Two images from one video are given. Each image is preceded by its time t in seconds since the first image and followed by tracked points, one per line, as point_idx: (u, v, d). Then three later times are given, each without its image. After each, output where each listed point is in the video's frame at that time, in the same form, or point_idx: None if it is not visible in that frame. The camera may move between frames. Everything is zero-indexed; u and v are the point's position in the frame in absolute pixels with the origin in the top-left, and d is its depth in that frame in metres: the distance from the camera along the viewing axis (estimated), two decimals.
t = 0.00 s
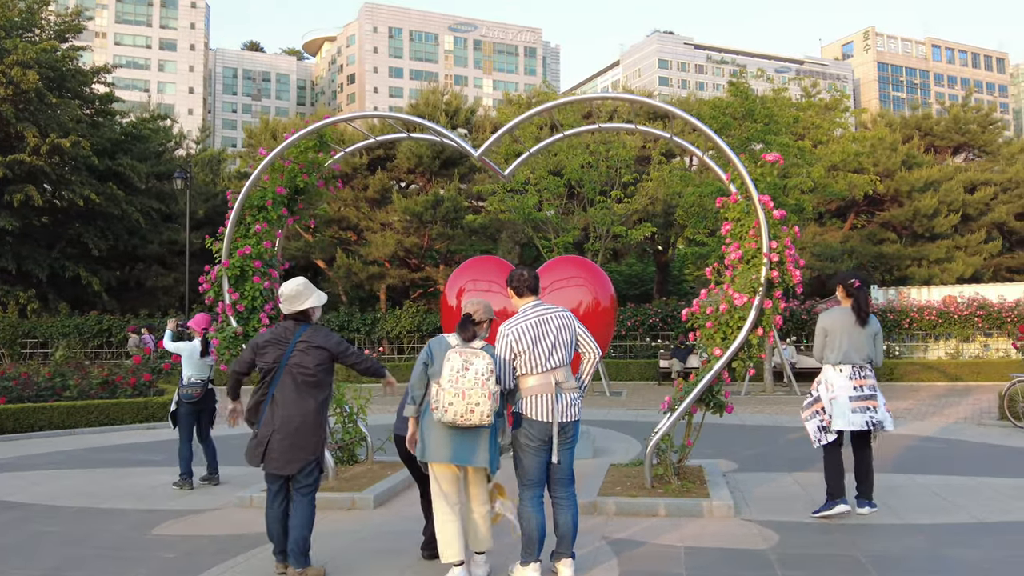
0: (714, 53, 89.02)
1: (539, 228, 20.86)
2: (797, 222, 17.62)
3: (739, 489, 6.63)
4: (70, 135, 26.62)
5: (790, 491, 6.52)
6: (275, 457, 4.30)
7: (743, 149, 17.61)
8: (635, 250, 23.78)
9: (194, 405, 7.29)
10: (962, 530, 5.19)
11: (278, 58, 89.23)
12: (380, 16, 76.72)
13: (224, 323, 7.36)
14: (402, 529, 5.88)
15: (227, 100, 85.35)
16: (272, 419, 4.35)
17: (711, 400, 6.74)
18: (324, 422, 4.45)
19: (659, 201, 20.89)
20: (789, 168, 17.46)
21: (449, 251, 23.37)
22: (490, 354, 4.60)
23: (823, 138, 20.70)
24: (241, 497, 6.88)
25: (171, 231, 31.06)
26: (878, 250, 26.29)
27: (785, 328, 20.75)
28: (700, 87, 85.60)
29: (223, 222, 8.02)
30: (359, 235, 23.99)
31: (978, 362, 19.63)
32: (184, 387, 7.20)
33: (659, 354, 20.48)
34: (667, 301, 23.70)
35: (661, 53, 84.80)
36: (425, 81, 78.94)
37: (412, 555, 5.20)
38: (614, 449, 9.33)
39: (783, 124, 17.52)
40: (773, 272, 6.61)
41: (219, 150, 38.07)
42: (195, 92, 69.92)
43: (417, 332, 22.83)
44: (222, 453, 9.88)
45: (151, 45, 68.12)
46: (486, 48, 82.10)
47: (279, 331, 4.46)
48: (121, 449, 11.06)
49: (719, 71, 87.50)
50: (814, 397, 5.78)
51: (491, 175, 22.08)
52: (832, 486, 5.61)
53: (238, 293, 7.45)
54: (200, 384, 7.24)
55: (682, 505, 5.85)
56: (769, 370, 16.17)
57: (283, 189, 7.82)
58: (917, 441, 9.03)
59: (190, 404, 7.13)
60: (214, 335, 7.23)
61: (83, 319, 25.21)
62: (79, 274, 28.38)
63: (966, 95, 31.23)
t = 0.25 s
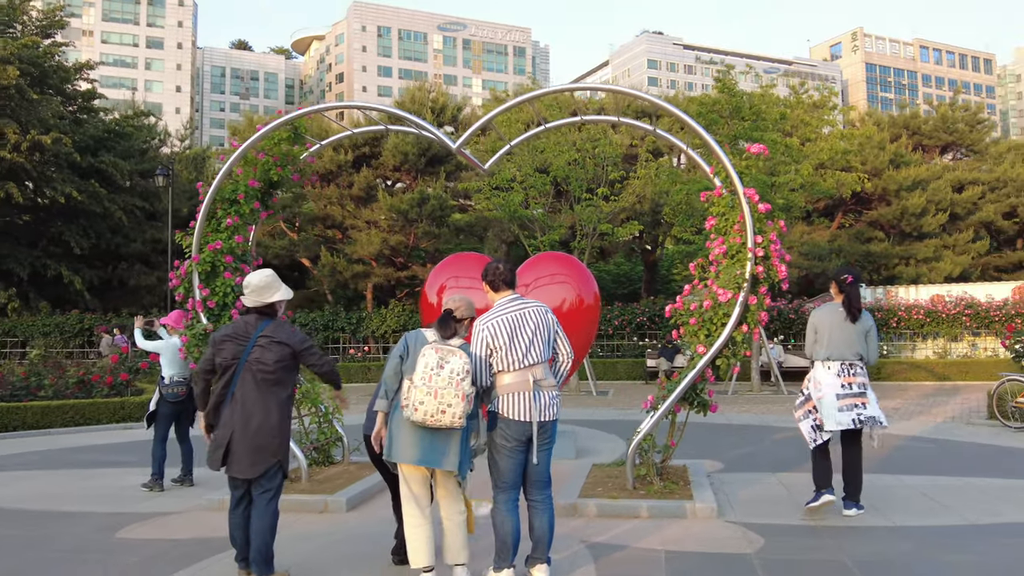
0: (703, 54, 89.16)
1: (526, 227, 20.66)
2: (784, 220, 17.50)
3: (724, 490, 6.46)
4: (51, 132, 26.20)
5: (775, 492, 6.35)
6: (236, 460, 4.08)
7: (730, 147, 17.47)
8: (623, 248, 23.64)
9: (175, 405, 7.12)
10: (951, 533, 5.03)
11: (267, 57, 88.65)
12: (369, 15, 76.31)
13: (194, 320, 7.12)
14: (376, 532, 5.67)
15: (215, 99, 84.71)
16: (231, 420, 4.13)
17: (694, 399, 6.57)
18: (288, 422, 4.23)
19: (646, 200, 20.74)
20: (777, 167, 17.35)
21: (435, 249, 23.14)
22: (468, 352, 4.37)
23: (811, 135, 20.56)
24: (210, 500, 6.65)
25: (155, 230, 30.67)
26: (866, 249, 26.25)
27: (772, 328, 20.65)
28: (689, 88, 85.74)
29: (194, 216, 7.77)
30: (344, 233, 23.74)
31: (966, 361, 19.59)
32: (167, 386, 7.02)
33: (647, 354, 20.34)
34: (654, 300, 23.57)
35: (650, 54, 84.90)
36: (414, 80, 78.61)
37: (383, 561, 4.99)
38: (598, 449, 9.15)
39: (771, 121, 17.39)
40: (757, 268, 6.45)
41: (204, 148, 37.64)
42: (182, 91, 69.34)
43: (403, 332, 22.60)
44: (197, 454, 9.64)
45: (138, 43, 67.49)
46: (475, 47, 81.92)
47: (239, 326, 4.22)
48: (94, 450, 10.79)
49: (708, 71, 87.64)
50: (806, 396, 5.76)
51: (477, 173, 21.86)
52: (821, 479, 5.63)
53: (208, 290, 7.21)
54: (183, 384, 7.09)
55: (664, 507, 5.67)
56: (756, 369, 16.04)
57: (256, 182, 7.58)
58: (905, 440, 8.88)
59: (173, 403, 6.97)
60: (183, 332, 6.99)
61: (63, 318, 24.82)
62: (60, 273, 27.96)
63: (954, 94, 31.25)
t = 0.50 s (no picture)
0: (693, 54, 89.27)
1: (513, 227, 20.48)
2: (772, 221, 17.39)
3: (709, 499, 6.29)
4: (33, 131, 25.81)
5: (761, 501, 6.19)
6: (194, 476, 3.87)
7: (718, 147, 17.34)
8: (611, 249, 23.50)
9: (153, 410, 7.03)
10: (941, 544, 4.88)
11: (255, 56, 88.08)
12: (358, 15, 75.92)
13: (163, 325, 6.90)
14: (349, 546, 5.47)
15: (203, 99, 84.08)
16: (189, 434, 3.91)
17: (678, 405, 6.39)
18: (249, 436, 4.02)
19: (634, 200, 20.59)
20: (764, 167, 17.24)
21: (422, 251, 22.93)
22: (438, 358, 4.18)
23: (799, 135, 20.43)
24: (179, 511, 6.43)
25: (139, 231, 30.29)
26: (855, 249, 26.20)
27: (760, 329, 20.55)
28: (679, 88, 85.82)
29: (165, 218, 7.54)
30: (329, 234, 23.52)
31: (955, 362, 19.54)
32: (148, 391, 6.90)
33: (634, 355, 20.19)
34: (642, 301, 23.43)
35: (640, 54, 84.92)
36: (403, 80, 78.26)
37: None
38: (582, 455, 8.97)
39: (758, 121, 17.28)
40: (742, 270, 6.28)
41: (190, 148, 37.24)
42: (170, 91, 68.77)
43: (389, 334, 22.37)
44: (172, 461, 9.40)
45: (125, 43, 66.85)
46: (465, 47, 81.74)
47: (199, 333, 3.99)
48: (68, 457, 10.51)
49: (698, 72, 87.71)
50: (793, 402, 5.71)
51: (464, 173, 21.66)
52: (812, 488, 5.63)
53: (179, 293, 6.99)
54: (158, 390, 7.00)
55: (647, 518, 5.49)
56: (744, 371, 15.90)
57: (229, 182, 7.36)
58: (892, 445, 8.76)
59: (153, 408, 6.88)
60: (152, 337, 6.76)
61: (45, 321, 24.43)
62: (42, 274, 27.54)
63: (942, 94, 31.25)
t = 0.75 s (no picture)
0: (681, 55, 89.45)
1: (498, 228, 20.29)
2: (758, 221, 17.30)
3: (692, 505, 6.13)
4: (12, 129, 25.38)
5: (745, 507, 6.04)
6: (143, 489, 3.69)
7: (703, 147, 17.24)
8: (597, 249, 23.38)
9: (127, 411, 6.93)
10: (928, 553, 4.74)
11: (242, 56, 87.47)
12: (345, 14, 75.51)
13: (130, 328, 6.67)
14: (318, 557, 5.26)
15: (189, 98, 83.41)
16: (139, 445, 3.72)
17: (659, 410, 6.23)
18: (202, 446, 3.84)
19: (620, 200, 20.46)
20: (750, 167, 17.13)
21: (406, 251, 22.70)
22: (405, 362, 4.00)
23: (785, 135, 20.35)
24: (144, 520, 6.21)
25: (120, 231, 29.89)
26: (841, 250, 26.18)
27: (747, 330, 20.46)
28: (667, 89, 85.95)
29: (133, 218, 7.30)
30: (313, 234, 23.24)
31: (942, 363, 19.52)
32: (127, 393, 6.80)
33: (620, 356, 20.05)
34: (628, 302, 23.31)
35: (628, 54, 84.91)
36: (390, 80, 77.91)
37: None
38: (564, 459, 8.80)
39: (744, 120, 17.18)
40: (725, 273, 6.13)
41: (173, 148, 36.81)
42: (155, 90, 68.13)
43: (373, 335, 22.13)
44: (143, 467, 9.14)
45: (111, 42, 66.17)
46: (452, 47, 81.57)
47: (149, 339, 3.78)
48: (37, 462, 10.23)
49: (685, 73, 87.87)
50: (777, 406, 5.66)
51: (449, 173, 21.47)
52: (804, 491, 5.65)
53: (146, 295, 6.77)
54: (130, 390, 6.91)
55: (626, 526, 5.32)
56: (729, 373, 15.78)
57: (200, 181, 7.14)
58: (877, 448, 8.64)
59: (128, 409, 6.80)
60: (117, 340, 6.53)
61: (23, 322, 24.01)
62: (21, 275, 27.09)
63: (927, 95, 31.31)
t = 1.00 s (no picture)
0: (666, 56, 89.74)
1: (482, 226, 20.11)
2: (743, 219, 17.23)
3: (674, 505, 5.98)
4: None
5: (728, 507, 5.90)
6: (87, 492, 3.51)
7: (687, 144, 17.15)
8: (581, 248, 23.26)
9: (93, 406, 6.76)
10: (915, 554, 4.61)
11: (226, 55, 86.77)
12: (330, 13, 75.07)
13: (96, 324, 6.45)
14: (286, 561, 5.07)
15: (173, 97, 82.60)
16: (82, 445, 3.55)
17: (640, 408, 6.08)
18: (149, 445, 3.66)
19: (604, 199, 20.34)
20: (734, 164, 17.06)
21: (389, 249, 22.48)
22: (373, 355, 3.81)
23: (769, 133, 20.31)
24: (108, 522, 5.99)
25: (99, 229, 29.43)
26: (824, 250, 26.21)
27: (731, 329, 20.42)
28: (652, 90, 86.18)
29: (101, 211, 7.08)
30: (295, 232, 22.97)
31: (926, 363, 19.53)
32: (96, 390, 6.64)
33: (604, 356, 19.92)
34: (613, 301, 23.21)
35: (613, 55, 85.03)
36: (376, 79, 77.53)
37: None
38: (545, 458, 8.63)
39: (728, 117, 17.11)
40: (708, 267, 6.00)
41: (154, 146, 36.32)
42: (139, 89, 67.39)
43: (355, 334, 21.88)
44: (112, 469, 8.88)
45: (94, 40, 65.38)
46: (438, 47, 81.38)
47: (91, 333, 3.61)
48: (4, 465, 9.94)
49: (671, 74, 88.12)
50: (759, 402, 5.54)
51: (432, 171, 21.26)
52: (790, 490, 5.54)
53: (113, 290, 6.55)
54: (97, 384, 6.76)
55: (606, 527, 5.16)
56: (713, 372, 15.68)
57: (169, 173, 6.91)
58: (862, 447, 8.54)
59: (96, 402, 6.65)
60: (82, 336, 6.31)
61: None
62: None
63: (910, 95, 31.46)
